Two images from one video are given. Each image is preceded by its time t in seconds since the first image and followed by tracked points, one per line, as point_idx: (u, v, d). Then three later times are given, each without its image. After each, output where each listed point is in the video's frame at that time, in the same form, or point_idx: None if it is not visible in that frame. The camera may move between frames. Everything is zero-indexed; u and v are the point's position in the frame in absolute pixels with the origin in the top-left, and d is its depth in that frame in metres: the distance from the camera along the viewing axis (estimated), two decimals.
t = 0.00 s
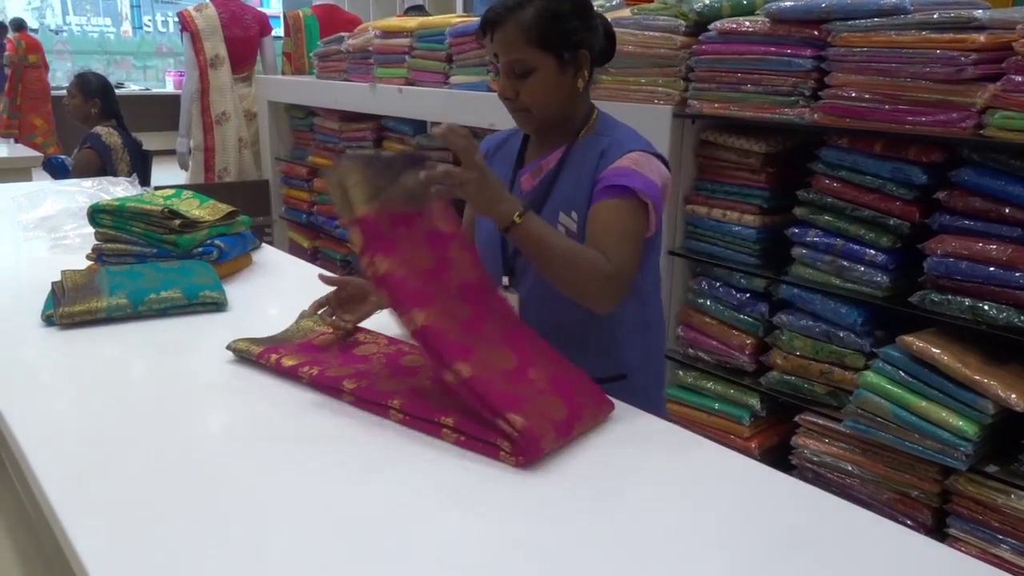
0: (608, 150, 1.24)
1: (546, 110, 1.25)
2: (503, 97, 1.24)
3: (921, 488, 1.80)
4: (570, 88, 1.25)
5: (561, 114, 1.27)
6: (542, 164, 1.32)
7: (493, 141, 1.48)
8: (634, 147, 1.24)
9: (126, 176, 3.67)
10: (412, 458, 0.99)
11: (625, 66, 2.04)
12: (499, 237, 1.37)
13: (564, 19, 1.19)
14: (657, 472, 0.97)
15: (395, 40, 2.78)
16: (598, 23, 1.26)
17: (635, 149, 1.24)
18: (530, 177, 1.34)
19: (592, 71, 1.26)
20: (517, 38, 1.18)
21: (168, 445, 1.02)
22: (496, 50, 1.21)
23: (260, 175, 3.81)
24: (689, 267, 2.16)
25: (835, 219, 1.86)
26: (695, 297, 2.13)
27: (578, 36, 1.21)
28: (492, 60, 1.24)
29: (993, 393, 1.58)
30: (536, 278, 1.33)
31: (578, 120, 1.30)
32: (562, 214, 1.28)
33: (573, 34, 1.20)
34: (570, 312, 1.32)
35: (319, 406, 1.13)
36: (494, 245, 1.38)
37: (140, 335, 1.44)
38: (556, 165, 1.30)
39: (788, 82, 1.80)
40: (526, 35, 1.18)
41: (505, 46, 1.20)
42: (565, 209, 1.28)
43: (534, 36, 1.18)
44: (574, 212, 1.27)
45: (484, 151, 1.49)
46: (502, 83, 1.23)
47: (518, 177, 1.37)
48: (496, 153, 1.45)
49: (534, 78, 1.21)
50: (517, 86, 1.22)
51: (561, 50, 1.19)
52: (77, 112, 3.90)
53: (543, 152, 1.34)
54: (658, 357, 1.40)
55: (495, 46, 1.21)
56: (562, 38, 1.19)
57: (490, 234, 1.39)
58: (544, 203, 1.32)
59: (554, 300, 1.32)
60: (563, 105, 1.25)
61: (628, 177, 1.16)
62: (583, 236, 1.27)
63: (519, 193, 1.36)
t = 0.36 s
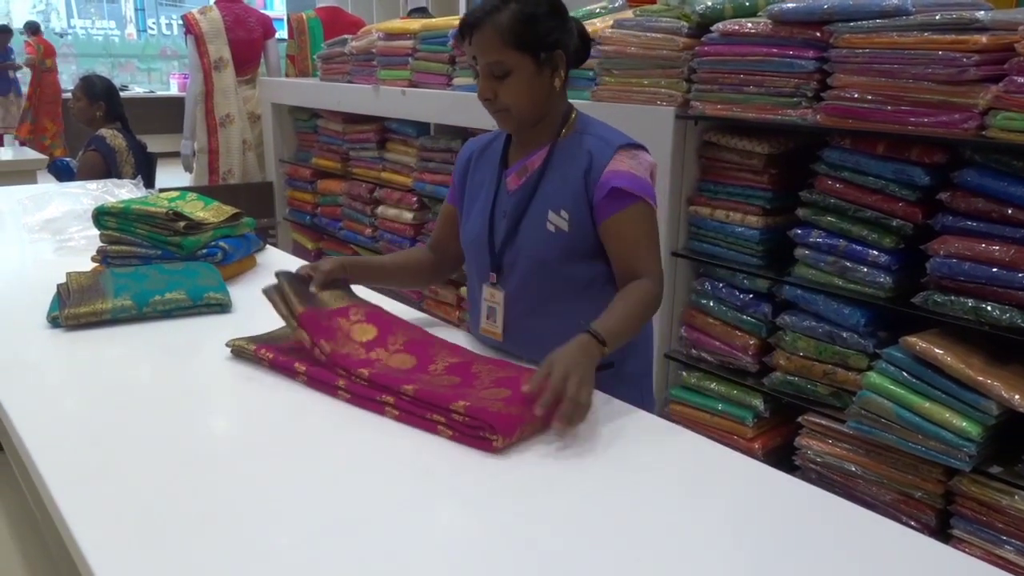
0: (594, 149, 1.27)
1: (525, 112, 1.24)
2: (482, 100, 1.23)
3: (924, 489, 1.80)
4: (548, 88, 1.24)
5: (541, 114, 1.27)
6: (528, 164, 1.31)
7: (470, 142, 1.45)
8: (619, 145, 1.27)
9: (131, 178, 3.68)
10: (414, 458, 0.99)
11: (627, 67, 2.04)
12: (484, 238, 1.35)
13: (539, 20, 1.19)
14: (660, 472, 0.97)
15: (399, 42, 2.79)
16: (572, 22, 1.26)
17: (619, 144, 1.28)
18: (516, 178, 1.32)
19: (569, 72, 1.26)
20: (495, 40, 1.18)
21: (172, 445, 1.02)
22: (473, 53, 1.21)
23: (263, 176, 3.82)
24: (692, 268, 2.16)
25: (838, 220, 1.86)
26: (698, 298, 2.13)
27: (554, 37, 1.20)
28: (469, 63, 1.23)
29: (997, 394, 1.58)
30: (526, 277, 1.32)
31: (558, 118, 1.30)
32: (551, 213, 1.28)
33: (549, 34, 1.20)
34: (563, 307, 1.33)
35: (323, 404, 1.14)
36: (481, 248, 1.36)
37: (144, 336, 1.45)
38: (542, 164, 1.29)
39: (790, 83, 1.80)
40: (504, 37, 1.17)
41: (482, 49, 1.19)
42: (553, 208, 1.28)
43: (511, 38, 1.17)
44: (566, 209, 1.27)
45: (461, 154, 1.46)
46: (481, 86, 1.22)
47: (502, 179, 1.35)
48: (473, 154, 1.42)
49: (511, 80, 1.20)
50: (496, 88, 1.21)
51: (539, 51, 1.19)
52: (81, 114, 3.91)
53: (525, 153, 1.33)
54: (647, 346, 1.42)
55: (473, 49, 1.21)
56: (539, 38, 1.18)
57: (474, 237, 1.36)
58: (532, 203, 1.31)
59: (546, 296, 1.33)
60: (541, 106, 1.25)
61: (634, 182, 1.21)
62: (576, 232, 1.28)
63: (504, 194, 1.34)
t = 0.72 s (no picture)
0: (602, 171, 1.17)
1: (533, 122, 1.18)
2: (489, 108, 1.17)
3: (910, 484, 1.80)
4: (559, 96, 1.18)
5: (550, 123, 1.21)
6: (534, 178, 1.24)
7: (481, 138, 1.40)
8: (628, 164, 1.17)
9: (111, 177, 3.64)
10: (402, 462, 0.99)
11: (612, 65, 2.03)
12: (485, 252, 1.30)
13: (551, 25, 1.11)
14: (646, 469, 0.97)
15: (383, 40, 2.77)
16: (587, 23, 1.18)
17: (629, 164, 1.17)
18: (521, 192, 1.26)
19: (582, 76, 1.19)
20: (502, 48, 1.11)
21: (154, 448, 1.02)
22: (479, 60, 1.14)
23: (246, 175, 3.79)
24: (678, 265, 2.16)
25: (823, 216, 1.86)
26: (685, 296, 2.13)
27: (567, 43, 1.13)
28: (475, 70, 1.17)
29: (981, 388, 1.59)
30: (525, 298, 1.26)
31: (568, 126, 1.23)
32: (552, 238, 1.21)
33: (562, 41, 1.12)
34: (565, 330, 1.26)
35: (308, 407, 1.15)
36: (481, 261, 1.31)
37: (123, 334, 1.43)
38: (547, 182, 1.23)
39: (776, 80, 1.80)
40: (512, 45, 1.10)
41: (489, 57, 1.12)
42: (555, 233, 1.21)
43: (519, 45, 1.10)
44: (565, 236, 1.20)
45: (469, 152, 1.41)
46: (487, 95, 1.16)
47: (507, 188, 1.30)
48: (480, 157, 1.38)
49: (519, 91, 1.14)
50: (503, 97, 1.15)
51: (549, 58, 1.12)
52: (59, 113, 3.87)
53: (532, 164, 1.27)
54: (662, 368, 1.33)
55: (478, 55, 1.14)
56: (550, 46, 1.11)
57: (476, 247, 1.32)
58: (534, 221, 1.24)
59: (547, 318, 1.26)
60: (551, 114, 1.19)
61: (650, 205, 1.11)
62: (577, 259, 1.20)
63: (507, 208, 1.28)
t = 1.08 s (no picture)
0: (601, 186, 1.14)
1: (532, 138, 1.16)
2: (488, 123, 1.16)
3: (905, 481, 1.81)
4: (562, 110, 1.16)
5: (551, 138, 1.19)
6: (533, 190, 1.24)
7: (485, 141, 1.41)
8: (630, 179, 1.13)
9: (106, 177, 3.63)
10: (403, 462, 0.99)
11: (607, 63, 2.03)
12: (487, 265, 1.31)
13: (552, 39, 1.09)
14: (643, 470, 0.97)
15: (379, 38, 2.77)
16: (589, 32, 1.15)
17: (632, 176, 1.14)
18: (521, 204, 1.26)
19: (585, 89, 1.17)
20: (499, 63, 1.09)
21: (151, 446, 1.02)
22: (476, 74, 1.13)
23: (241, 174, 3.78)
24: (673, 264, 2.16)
25: (818, 214, 1.86)
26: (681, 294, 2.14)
27: (568, 56, 1.11)
28: (473, 84, 1.15)
29: (976, 386, 1.59)
30: (529, 312, 1.26)
31: (571, 137, 1.21)
32: (553, 255, 1.21)
33: (563, 55, 1.10)
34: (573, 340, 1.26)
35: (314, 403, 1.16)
36: (484, 273, 1.32)
37: (116, 335, 1.42)
38: (546, 196, 1.22)
39: (771, 78, 1.80)
40: (512, 60, 1.08)
41: (486, 73, 1.11)
42: (555, 250, 1.20)
43: (516, 60, 1.08)
44: (565, 253, 1.19)
45: (472, 155, 1.42)
46: (485, 110, 1.15)
47: (508, 198, 1.30)
48: (483, 163, 1.38)
49: (519, 106, 1.12)
50: (502, 112, 1.14)
51: (548, 72, 1.10)
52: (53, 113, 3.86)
53: (533, 176, 1.26)
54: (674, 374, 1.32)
55: (475, 70, 1.13)
56: (551, 61, 1.09)
57: (479, 258, 1.33)
58: (534, 234, 1.24)
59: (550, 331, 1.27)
60: (552, 129, 1.17)
61: (656, 216, 1.09)
62: (576, 276, 1.19)
63: (508, 221, 1.28)
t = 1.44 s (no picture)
0: (575, 192, 1.11)
1: (518, 144, 1.12)
2: (471, 128, 1.11)
3: (901, 478, 1.81)
4: (548, 115, 1.11)
5: (536, 144, 1.15)
6: (517, 196, 1.20)
7: (467, 145, 1.36)
8: (601, 183, 1.09)
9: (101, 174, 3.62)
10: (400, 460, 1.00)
11: (604, 60, 2.03)
12: (475, 274, 1.28)
13: (537, 41, 1.05)
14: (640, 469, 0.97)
15: (375, 35, 2.77)
16: (575, 33, 1.11)
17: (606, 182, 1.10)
18: (506, 211, 1.22)
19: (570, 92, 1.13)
20: (480, 69, 1.05)
21: (148, 445, 1.01)
22: (458, 79, 1.08)
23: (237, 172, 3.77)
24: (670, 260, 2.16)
25: (814, 211, 1.87)
26: (677, 291, 2.14)
27: (554, 58, 1.07)
28: (455, 88, 1.11)
29: (972, 382, 1.59)
30: (520, 316, 1.24)
31: (556, 139, 1.17)
32: (534, 260, 1.18)
33: (548, 57, 1.06)
34: (573, 342, 1.24)
35: (313, 402, 1.16)
36: (472, 280, 1.29)
37: (113, 332, 1.42)
38: (526, 202, 1.18)
39: (767, 75, 1.80)
40: (496, 63, 1.04)
41: (468, 78, 1.06)
42: (536, 255, 1.17)
43: (499, 65, 1.04)
44: (544, 258, 1.16)
45: (452, 159, 1.36)
46: (469, 115, 1.10)
47: (493, 203, 1.26)
48: (463, 167, 1.33)
49: (504, 111, 1.08)
50: (485, 117, 1.09)
51: (533, 77, 1.06)
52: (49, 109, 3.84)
53: (517, 180, 1.22)
54: (672, 378, 1.30)
55: (457, 74, 1.08)
56: (536, 64, 1.05)
57: (466, 264, 1.30)
58: (518, 240, 1.21)
59: (541, 336, 1.25)
60: (538, 135, 1.13)
61: (616, 216, 1.03)
62: (559, 282, 1.17)
63: (491, 228, 1.25)
